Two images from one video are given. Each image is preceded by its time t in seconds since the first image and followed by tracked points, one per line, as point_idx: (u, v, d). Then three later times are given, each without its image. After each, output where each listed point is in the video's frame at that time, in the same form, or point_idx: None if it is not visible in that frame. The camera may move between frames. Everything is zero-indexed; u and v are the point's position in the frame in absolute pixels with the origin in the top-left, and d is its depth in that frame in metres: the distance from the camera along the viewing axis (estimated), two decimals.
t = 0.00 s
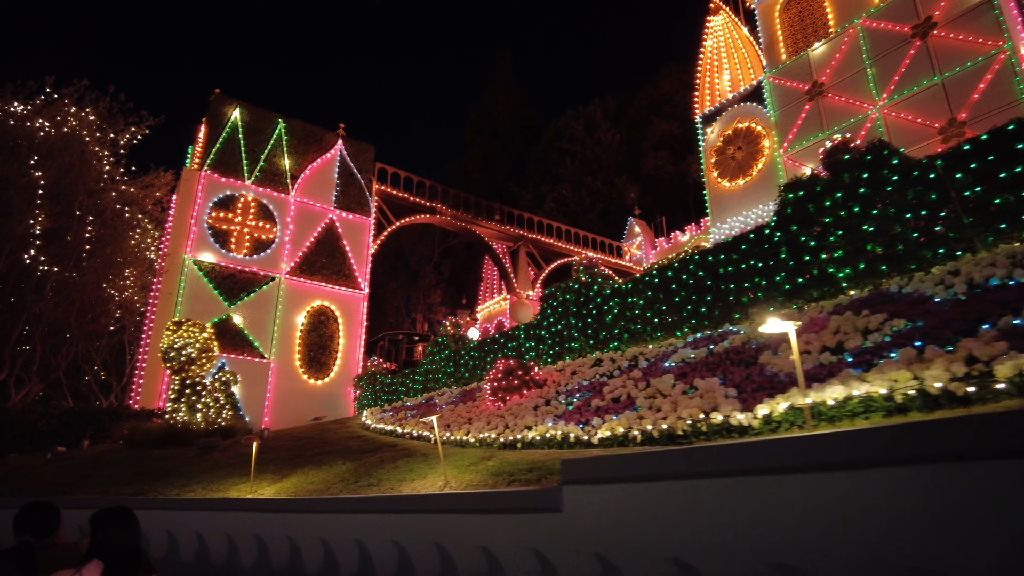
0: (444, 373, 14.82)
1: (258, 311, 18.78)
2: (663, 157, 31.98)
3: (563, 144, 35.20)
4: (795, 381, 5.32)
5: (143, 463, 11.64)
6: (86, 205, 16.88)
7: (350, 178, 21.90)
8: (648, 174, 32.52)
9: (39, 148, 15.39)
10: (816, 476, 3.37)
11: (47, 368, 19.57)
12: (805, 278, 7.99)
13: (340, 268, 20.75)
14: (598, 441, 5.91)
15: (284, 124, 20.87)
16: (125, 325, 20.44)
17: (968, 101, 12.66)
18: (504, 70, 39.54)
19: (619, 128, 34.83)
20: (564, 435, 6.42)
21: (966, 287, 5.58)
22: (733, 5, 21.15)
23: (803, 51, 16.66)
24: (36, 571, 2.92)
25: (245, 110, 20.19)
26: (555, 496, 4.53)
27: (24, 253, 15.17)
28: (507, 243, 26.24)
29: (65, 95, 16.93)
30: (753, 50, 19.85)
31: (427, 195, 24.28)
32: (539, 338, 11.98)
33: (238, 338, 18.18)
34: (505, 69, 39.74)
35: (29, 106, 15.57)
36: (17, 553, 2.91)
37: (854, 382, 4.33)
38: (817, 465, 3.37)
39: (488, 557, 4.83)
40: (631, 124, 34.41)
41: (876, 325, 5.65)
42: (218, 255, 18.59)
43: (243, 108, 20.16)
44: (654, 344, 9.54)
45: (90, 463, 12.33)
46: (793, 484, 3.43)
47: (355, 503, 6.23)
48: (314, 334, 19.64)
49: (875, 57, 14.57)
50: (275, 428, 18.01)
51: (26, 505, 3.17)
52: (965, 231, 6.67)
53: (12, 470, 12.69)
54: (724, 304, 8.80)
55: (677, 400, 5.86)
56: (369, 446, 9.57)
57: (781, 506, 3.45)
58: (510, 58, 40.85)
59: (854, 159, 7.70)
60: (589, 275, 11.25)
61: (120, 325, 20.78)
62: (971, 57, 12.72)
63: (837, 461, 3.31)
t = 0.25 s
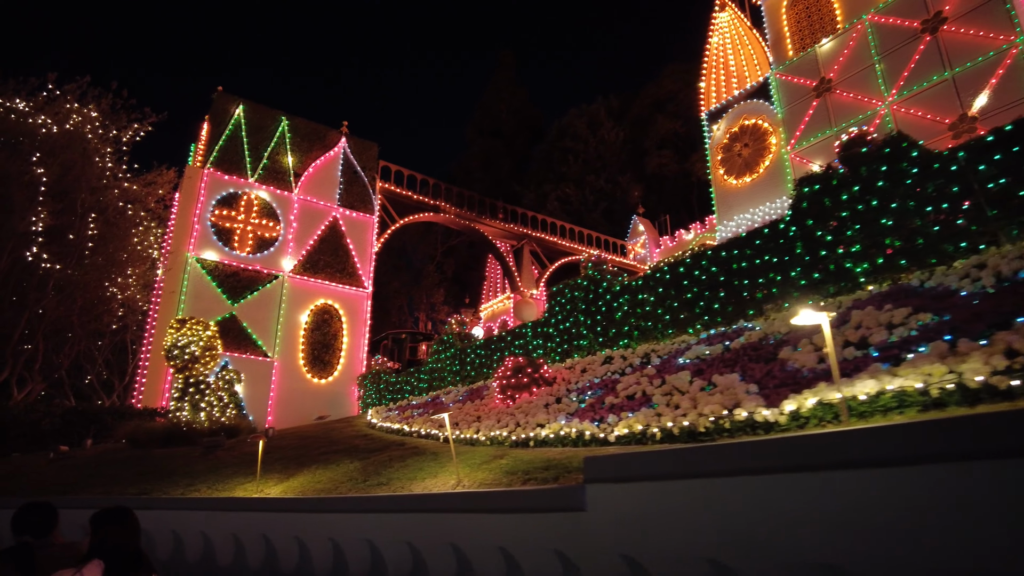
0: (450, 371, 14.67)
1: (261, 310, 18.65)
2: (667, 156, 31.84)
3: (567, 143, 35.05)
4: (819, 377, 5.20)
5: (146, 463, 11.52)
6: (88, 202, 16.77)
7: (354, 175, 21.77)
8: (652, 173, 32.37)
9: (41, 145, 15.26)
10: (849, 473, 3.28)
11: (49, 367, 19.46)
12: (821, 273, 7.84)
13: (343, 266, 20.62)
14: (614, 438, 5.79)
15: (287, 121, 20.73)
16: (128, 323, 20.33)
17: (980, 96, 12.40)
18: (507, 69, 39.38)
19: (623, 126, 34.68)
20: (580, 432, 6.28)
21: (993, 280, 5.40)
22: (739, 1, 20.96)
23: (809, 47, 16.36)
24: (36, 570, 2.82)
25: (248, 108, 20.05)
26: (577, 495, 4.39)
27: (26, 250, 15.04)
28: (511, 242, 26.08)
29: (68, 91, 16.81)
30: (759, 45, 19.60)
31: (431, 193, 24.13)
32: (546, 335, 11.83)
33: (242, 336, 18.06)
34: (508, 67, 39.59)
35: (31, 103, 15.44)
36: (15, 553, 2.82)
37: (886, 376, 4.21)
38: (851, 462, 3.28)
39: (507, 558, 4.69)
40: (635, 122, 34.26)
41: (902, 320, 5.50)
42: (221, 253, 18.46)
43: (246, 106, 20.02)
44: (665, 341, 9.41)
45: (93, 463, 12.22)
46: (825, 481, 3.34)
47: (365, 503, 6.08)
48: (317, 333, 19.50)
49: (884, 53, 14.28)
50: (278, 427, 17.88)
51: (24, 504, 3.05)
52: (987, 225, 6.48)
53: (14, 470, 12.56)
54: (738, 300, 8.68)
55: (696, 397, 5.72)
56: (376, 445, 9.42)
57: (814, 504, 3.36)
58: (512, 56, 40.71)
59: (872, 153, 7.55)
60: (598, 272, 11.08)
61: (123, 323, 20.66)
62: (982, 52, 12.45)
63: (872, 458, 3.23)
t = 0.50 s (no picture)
0: (456, 369, 14.52)
1: (265, 308, 18.52)
2: (671, 153, 31.71)
3: (571, 140, 34.88)
4: (845, 371, 5.04)
5: (149, 462, 11.37)
6: (91, 198, 16.66)
7: (358, 173, 21.63)
8: (656, 170, 32.20)
9: (44, 141, 15.15)
10: (890, 470, 3.12)
11: (51, 366, 19.35)
12: (838, 267, 7.67)
13: (347, 264, 20.48)
14: (632, 435, 5.64)
15: (290, 118, 20.57)
16: (131, 321, 20.20)
17: (992, 90, 12.15)
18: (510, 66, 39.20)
19: (626, 123, 34.52)
20: (595, 428, 6.13)
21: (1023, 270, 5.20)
22: None
23: (818, 41, 16.06)
24: (32, 570, 2.68)
25: (251, 104, 19.90)
26: (601, 491, 4.21)
27: (28, 247, 14.93)
28: (515, 240, 25.92)
29: (70, 87, 16.68)
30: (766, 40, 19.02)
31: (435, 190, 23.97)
32: (554, 332, 11.67)
33: (246, 334, 17.92)
34: (511, 65, 39.42)
35: (33, 99, 15.27)
36: (12, 552, 2.69)
37: (920, 369, 4.10)
38: (893, 457, 3.12)
39: (528, 557, 4.52)
40: (639, 119, 34.09)
41: (929, 313, 5.33)
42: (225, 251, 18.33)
43: (250, 102, 19.86)
44: (677, 338, 9.26)
45: (96, 461, 12.08)
46: (866, 478, 3.17)
47: (375, 501, 5.92)
48: (322, 331, 19.38)
49: (894, 47, 14.02)
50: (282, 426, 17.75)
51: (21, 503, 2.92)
52: (1012, 216, 6.30)
53: (18, 468, 12.44)
54: (752, 296, 8.53)
55: (716, 392, 5.56)
56: (383, 443, 9.28)
57: (854, 502, 3.19)
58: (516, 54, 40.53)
59: (891, 143, 7.37)
60: (607, 267, 10.92)
61: (126, 321, 20.54)
62: (995, 45, 12.20)
63: (914, 454, 3.06)
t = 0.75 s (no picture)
0: (462, 366, 14.38)
1: (269, 305, 18.39)
2: (676, 150, 31.57)
3: (575, 137, 34.71)
4: (874, 364, 4.87)
5: (154, 460, 11.24)
6: (95, 195, 16.55)
7: (362, 169, 21.50)
8: (661, 167, 32.05)
9: (47, 136, 15.04)
10: (939, 465, 2.94)
11: (55, 364, 19.25)
12: (857, 260, 7.50)
13: (352, 261, 20.36)
14: (651, 432, 5.49)
15: (294, 114, 20.43)
16: (135, 319, 20.09)
17: (1006, 83, 11.88)
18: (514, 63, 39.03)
19: (631, 120, 34.34)
20: (612, 425, 5.97)
21: None
22: None
23: (827, 35, 15.80)
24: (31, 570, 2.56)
25: (255, 100, 19.75)
26: (629, 488, 4.05)
27: (32, 244, 14.84)
28: (520, 237, 25.75)
29: (74, 82, 16.58)
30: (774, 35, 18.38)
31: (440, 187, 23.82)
32: (564, 329, 11.51)
33: (250, 332, 17.80)
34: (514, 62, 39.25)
35: (36, 95, 15.20)
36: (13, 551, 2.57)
37: (959, 361, 4.01)
38: (943, 452, 2.94)
39: (550, 558, 4.37)
40: (644, 116, 33.92)
41: (959, 305, 5.17)
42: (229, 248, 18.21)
43: (254, 99, 19.72)
44: (691, 333, 9.11)
45: (101, 460, 11.97)
46: (913, 474, 3.00)
47: (385, 501, 5.76)
48: (326, 328, 19.26)
49: (905, 40, 13.75)
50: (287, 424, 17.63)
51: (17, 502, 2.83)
52: None
53: (22, 467, 12.33)
54: (768, 290, 8.38)
55: (738, 388, 5.41)
56: (391, 441, 9.14)
57: (893, 498, 3.04)
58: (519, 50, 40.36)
59: (912, 134, 7.17)
60: (617, 263, 10.76)
61: (130, 319, 20.44)
62: (1008, 38, 11.94)
63: (964, 449, 2.89)
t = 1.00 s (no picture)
0: (470, 363, 14.23)
1: (274, 302, 18.27)
2: (682, 147, 31.42)
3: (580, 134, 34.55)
4: (905, 357, 4.68)
5: (159, 458, 11.12)
6: (99, 191, 16.47)
7: (367, 166, 21.36)
8: (667, 164, 31.87)
9: (51, 132, 14.96)
10: (988, 461, 2.72)
11: (59, 362, 19.15)
12: (877, 253, 7.37)
13: (357, 258, 20.24)
14: (672, 428, 5.34)
15: (299, 111, 20.31)
16: (139, 317, 19.99)
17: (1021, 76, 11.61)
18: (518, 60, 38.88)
19: (636, 117, 34.17)
20: (631, 421, 5.82)
21: None
22: None
23: (836, 30, 15.55)
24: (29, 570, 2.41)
25: (260, 97, 19.64)
26: (657, 486, 3.85)
27: (36, 240, 14.76)
28: (525, 234, 25.59)
29: (78, 79, 16.51)
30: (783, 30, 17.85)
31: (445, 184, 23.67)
32: (574, 325, 11.36)
33: (255, 330, 17.68)
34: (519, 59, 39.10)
35: (39, 91, 15.17)
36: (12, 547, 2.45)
37: (1002, 353, 3.93)
38: (991, 447, 2.72)
39: (572, 557, 4.19)
40: (649, 113, 33.76)
41: (990, 298, 5.01)
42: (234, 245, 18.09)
43: (258, 95, 19.60)
44: (705, 329, 8.98)
45: (105, 458, 11.85)
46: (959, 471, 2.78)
47: (395, 499, 5.60)
48: (332, 326, 19.14)
49: (917, 33, 13.47)
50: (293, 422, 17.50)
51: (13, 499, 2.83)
52: None
53: (26, 465, 12.23)
54: (785, 284, 8.25)
55: (762, 383, 5.27)
56: (401, 438, 9.00)
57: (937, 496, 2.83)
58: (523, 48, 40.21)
59: (934, 124, 6.94)
60: (628, 258, 10.60)
61: (134, 317, 20.34)
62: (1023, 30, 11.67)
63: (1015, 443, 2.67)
